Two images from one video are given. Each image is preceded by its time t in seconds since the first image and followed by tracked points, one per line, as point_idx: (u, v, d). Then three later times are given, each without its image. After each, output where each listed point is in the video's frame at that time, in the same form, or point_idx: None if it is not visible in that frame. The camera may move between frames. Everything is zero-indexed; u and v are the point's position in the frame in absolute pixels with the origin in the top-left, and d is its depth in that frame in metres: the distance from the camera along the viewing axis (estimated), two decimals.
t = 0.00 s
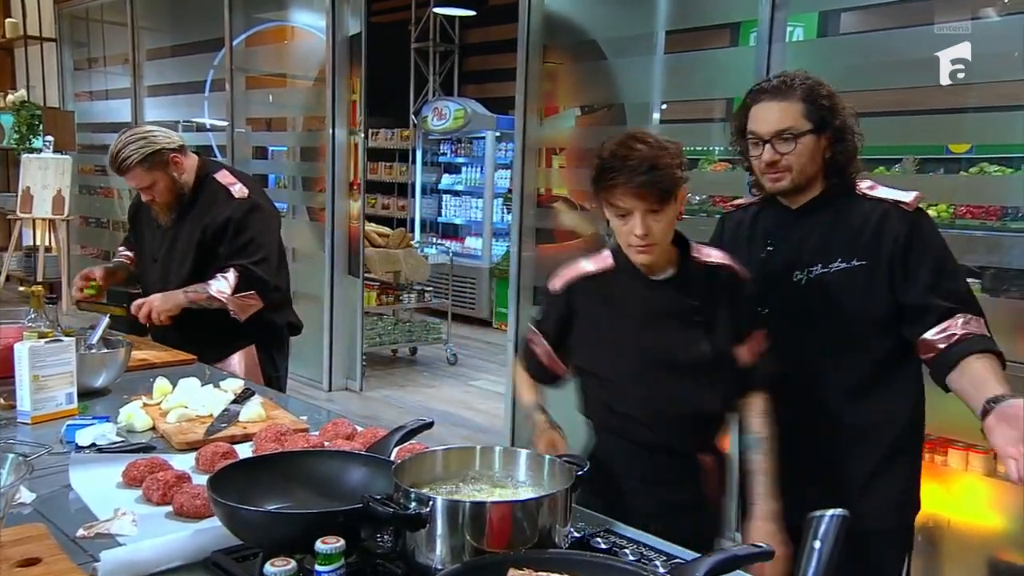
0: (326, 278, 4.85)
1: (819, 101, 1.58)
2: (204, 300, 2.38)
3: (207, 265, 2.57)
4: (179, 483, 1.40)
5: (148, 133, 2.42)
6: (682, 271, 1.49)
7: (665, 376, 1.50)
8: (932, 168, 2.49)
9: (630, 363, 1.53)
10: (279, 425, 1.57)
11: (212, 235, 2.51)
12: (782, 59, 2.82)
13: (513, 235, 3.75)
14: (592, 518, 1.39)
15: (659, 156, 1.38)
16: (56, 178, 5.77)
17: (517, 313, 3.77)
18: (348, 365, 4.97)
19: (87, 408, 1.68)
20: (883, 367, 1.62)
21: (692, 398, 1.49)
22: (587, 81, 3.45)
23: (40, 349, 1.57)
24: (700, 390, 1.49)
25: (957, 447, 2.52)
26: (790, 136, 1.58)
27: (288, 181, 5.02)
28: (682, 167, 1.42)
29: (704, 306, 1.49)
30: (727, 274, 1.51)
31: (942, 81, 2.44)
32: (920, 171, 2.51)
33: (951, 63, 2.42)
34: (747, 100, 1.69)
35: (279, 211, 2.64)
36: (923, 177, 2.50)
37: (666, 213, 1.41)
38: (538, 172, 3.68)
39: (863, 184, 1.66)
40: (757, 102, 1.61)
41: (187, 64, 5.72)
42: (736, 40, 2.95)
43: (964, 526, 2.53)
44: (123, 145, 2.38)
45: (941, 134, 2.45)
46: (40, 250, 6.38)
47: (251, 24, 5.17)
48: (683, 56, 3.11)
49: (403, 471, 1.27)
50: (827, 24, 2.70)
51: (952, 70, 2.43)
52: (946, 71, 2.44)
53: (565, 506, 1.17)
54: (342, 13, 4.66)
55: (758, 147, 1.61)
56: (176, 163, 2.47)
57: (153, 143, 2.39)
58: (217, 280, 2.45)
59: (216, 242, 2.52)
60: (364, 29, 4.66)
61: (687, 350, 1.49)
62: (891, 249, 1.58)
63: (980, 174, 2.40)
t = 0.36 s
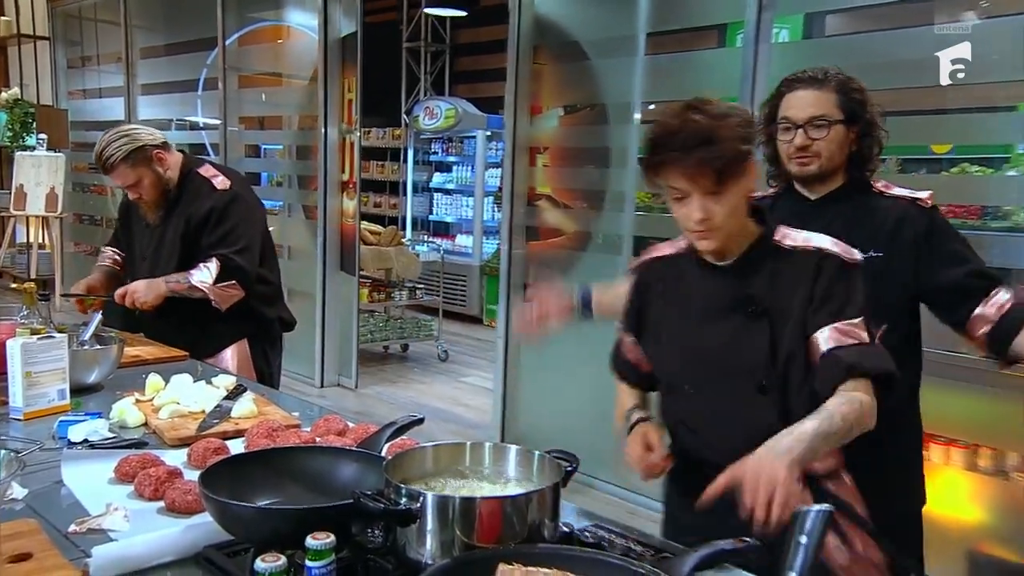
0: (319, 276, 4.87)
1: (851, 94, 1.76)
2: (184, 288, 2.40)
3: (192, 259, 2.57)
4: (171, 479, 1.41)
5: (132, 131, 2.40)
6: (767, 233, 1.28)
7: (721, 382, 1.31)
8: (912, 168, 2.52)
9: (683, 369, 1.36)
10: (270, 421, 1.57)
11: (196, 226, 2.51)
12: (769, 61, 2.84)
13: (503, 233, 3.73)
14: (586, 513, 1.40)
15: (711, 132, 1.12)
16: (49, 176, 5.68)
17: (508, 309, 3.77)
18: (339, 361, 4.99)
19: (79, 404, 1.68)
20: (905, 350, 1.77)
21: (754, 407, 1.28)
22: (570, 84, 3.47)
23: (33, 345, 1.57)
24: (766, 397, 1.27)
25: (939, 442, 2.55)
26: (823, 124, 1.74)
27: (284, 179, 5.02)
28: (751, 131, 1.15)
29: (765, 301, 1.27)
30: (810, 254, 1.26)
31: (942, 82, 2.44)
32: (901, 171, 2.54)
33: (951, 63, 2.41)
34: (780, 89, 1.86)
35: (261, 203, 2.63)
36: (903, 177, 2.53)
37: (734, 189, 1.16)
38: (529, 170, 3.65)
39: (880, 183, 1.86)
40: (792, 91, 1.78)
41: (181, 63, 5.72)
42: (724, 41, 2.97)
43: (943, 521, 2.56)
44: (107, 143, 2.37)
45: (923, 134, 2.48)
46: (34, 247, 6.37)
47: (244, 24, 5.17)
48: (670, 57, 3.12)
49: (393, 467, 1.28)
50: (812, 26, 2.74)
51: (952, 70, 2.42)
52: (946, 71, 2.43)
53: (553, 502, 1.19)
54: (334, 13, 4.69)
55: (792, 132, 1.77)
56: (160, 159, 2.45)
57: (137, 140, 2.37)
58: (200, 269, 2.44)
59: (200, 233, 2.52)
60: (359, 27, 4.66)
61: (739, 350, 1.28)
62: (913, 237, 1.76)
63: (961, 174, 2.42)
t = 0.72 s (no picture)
0: (316, 272, 5.03)
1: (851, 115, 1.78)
2: (191, 278, 2.55)
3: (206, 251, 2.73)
4: (181, 458, 1.55)
5: (144, 140, 2.56)
6: (837, 280, 1.10)
7: (771, 445, 1.16)
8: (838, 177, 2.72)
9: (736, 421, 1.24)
10: (272, 405, 1.72)
11: (204, 224, 2.66)
12: (720, 87, 3.02)
13: (483, 237, 3.96)
14: (558, 489, 1.54)
15: (743, 172, 1.01)
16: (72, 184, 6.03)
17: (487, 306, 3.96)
18: (335, 350, 5.16)
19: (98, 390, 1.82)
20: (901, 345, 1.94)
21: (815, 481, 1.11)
22: (539, 103, 3.70)
23: (56, 336, 1.73)
24: (828, 474, 1.09)
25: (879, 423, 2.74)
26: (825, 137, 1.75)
27: (287, 187, 5.19)
28: (800, 166, 1.00)
29: (812, 357, 1.10)
30: (867, 324, 1.04)
31: (942, 82, 2.47)
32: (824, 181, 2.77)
33: (951, 63, 2.44)
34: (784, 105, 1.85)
35: (263, 207, 2.77)
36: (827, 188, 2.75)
37: (778, 229, 1.02)
38: (503, 178, 3.88)
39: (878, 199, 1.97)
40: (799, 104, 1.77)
41: (194, 81, 5.90)
42: (679, 66, 3.15)
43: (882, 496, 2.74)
44: (122, 152, 2.53)
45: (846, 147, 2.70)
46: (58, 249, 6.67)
47: (249, 46, 5.37)
48: (631, 78, 3.30)
49: (383, 446, 1.42)
50: (757, 52, 2.92)
51: (952, 70, 2.45)
52: (946, 71, 2.46)
53: (525, 476, 1.34)
54: (330, 37, 4.88)
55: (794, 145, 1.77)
56: (171, 165, 2.62)
57: (149, 148, 2.53)
58: (209, 261, 2.59)
59: (207, 231, 2.67)
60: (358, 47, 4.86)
61: (784, 411, 1.13)
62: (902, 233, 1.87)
63: (886, 185, 2.61)
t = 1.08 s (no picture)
0: (309, 261, 5.26)
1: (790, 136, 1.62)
2: (192, 265, 2.74)
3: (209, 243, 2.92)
4: (189, 429, 1.74)
5: (155, 145, 2.76)
6: (831, 261, 1.17)
7: (754, 412, 1.27)
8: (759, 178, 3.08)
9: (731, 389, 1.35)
10: (270, 381, 1.92)
11: (207, 219, 2.86)
12: (664, 100, 3.37)
13: (460, 230, 4.34)
14: (525, 453, 1.75)
15: (727, 157, 1.13)
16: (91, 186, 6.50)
17: (463, 290, 4.37)
18: (328, 333, 5.40)
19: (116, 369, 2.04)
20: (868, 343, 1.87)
21: (789, 446, 1.22)
22: (506, 111, 4.09)
23: (77, 321, 1.94)
24: (805, 442, 1.19)
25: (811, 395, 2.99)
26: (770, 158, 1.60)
27: (286, 188, 5.41)
28: (775, 154, 1.10)
29: (791, 333, 1.19)
30: (850, 306, 1.12)
31: (942, 82, 2.55)
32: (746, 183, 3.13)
33: (951, 63, 2.53)
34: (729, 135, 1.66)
35: (260, 206, 2.98)
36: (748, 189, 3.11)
37: (760, 211, 1.14)
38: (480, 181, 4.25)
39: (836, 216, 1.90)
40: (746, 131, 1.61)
41: (200, 95, 6.12)
42: (630, 81, 3.50)
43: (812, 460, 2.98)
44: (133, 157, 2.73)
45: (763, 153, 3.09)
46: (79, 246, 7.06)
47: (249, 63, 5.57)
48: (589, 92, 3.66)
49: (369, 415, 1.62)
50: (697, 71, 3.25)
51: (953, 70, 2.53)
52: (947, 71, 2.54)
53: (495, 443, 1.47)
54: (321, 55, 5.09)
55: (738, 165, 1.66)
56: (178, 167, 2.83)
57: (158, 152, 2.72)
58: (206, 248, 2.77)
59: (209, 225, 2.86)
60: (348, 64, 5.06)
61: (767, 382, 1.23)
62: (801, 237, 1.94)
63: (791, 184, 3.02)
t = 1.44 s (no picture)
0: (300, 256, 5.37)
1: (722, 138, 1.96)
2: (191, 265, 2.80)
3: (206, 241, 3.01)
4: (188, 415, 1.78)
5: (155, 146, 2.87)
6: (796, 249, 1.22)
7: (732, 395, 1.30)
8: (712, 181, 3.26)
9: (706, 377, 1.38)
10: (264, 369, 2.03)
11: (206, 218, 2.95)
12: (634, 104, 3.50)
13: (443, 228, 4.49)
14: (505, 435, 1.86)
15: (684, 161, 1.18)
16: (91, 187, 6.72)
17: (447, 282, 4.53)
18: (319, 325, 5.54)
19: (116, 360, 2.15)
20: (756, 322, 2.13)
21: (765, 426, 1.25)
22: (487, 113, 4.21)
23: (78, 315, 2.04)
24: (776, 419, 1.23)
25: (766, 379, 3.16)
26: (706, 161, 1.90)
27: (279, 188, 5.50)
28: (727, 155, 1.15)
29: (763, 318, 1.23)
30: (816, 287, 1.16)
31: (942, 81, 2.56)
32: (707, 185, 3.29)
33: (951, 63, 2.54)
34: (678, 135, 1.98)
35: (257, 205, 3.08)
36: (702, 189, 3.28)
37: (721, 208, 1.19)
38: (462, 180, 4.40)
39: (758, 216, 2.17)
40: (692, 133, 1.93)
41: (193, 99, 6.22)
42: (602, 86, 3.62)
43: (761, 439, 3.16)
44: (136, 157, 2.85)
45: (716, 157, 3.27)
46: (78, 244, 7.22)
47: (243, 69, 5.65)
48: (563, 97, 3.79)
49: (357, 400, 1.72)
50: (665, 76, 3.38)
51: (953, 70, 2.55)
52: (947, 71, 2.55)
53: (478, 425, 1.42)
54: (310, 61, 5.18)
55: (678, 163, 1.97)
56: (179, 168, 2.93)
57: (159, 153, 2.84)
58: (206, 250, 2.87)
59: (207, 224, 2.96)
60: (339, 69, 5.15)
61: (741, 366, 1.27)
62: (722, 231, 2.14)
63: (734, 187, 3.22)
